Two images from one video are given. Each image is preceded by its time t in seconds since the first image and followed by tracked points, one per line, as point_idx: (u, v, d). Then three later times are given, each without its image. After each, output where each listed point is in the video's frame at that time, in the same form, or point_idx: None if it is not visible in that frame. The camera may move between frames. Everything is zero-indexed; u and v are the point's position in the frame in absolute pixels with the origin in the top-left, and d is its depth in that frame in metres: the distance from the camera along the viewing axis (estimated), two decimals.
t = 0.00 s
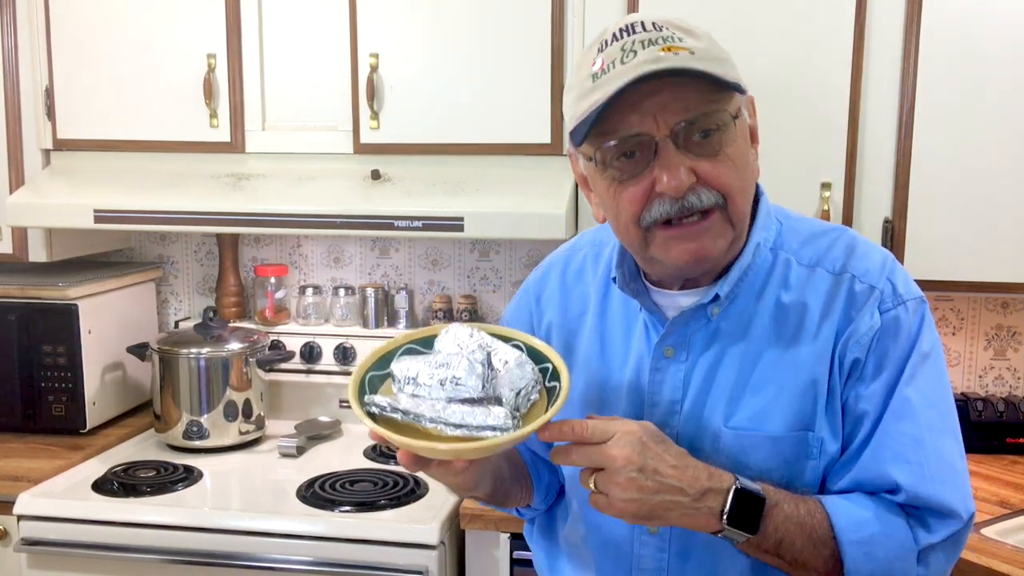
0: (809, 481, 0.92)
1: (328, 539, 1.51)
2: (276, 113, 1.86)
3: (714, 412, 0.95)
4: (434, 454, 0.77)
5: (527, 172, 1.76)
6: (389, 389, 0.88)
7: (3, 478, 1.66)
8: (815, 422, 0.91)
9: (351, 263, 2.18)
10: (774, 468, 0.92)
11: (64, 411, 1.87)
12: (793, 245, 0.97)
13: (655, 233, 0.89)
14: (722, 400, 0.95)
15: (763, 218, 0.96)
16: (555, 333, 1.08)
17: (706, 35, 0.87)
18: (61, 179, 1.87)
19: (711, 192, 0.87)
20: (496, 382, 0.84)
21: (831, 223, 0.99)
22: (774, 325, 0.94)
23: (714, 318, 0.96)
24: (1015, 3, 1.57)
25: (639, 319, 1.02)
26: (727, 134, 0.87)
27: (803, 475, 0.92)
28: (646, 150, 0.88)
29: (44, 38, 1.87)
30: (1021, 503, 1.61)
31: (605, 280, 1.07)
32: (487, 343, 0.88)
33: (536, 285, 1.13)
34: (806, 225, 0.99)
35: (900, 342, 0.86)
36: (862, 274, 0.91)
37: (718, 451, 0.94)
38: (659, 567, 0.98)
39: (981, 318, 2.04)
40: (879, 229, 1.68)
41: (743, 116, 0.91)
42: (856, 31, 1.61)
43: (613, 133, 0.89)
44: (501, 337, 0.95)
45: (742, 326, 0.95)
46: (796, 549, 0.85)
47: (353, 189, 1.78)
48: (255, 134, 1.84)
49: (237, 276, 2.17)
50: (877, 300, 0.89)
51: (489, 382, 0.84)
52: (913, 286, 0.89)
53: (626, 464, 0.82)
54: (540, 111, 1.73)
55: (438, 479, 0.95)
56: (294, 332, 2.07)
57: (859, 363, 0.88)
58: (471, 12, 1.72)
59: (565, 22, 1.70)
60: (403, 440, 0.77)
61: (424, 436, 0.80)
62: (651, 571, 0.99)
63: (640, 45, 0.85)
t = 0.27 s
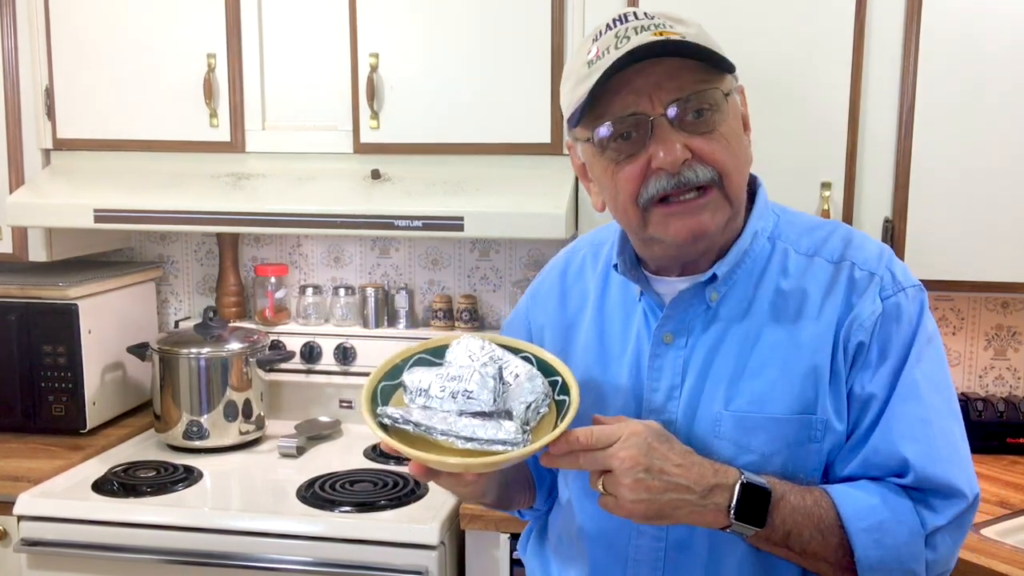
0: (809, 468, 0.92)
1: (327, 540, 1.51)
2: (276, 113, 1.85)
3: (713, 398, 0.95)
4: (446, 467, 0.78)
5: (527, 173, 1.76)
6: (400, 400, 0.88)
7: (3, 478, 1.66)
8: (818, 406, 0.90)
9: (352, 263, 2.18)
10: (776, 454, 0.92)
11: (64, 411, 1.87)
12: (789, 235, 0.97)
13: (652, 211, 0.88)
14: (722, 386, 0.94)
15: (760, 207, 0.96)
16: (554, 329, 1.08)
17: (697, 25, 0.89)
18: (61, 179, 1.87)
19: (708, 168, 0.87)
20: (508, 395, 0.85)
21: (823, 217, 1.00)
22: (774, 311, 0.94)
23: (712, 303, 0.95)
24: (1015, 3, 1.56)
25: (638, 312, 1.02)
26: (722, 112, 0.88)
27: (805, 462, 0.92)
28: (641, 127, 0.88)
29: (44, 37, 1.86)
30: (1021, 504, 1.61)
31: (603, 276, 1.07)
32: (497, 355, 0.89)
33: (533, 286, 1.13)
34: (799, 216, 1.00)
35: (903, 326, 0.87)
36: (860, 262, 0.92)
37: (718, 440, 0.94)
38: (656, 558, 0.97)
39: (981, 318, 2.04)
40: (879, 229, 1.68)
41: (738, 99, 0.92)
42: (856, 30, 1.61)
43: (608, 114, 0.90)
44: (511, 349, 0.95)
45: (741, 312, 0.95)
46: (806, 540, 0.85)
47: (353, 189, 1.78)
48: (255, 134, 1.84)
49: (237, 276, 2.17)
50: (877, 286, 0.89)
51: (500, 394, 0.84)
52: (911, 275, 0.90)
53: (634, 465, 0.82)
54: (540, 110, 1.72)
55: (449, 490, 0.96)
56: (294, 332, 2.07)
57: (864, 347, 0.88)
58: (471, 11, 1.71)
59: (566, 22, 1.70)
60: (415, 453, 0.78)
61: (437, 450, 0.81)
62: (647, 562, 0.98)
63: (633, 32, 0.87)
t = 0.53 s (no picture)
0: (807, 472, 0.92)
1: (327, 540, 1.51)
2: (276, 113, 1.85)
3: (712, 404, 0.95)
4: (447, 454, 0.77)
5: (528, 173, 1.76)
6: (400, 389, 0.88)
7: (3, 478, 1.66)
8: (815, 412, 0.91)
9: (351, 263, 2.18)
10: (773, 459, 0.92)
11: (64, 411, 1.87)
12: (787, 239, 0.97)
13: (662, 220, 0.88)
14: (721, 392, 0.95)
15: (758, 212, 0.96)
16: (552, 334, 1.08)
17: (703, 30, 0.89)
18: (61, 179, 1.87)
19: (718, 177, 0.87)
20: (509, 385, 0.84)
21: (822, 221, 1.00)
22: (772, 317, 0.94)
23: (711, 310, 0.95)
24: (1015, 3, 1.56)
25: (636, 317, 1.02)
26: (731, 120, 0.88)
27: (802, 466, 0.92)
28: (653, 135, 0.88)
29: (44, 37, 1.86)
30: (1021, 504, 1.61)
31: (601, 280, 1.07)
32: (498, 347, 0.88)
33: (529, 290, 1.13)
34: (798, 221, 1.00)
35: (899, 331, 0.87)
36: (857, 267, 0.92)
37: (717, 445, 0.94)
38: (657, 563, 0.97)
39: (981, 318, 2.04)
40: (879, 229, 1.68)
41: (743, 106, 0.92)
42: (856, 31, 1.61)
43: (619, 120, 0.89)
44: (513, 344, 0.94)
45: (739, 317, 0.95)
46: (802, 540, 0.85)
47: (353, 189, 1.78)
48: (255, 133, 1.84)
49: (237, 276, 2.17)
50: (873, 292, 0.89)
51: (503, 385, 0.84)
52: (908, 280, 0.90)
53: (630, 458, 0.82)
54: (540, 110, 1.72)
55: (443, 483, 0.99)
56: (294, 332, 2.07)
57: (858, 352, 0.89)
58: (471, 11, 1.71)
59: (566, 22, 1.70)
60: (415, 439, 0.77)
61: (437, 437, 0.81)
62: (649, 567, 0.98)
63: (639, 38, 0.87)
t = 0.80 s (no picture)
0: (811, 485, 0.92)
1: (327, 539, 1.51)
2: (276, 113, 1.85)
3: (718, 418, 0.94)
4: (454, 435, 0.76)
5: (528, 172, 1.76)
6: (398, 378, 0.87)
7: (3, 478, 1.66)
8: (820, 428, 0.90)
9: (351, 263, 2.18)
10: (778, 472, 0.92)
11: (64, 411, 1.87)
12: (794, 250, 0.96)
13: (658, 256, 0.87)
14: (727, 406, 0.94)
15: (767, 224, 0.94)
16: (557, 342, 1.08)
17: (713, 52, 0.84)
18: (62, 179, 1.87)
19: (717, 218, 0.84)
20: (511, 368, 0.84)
21: (829, 227, 0.99)
22: (778, 330, 0.93)
23: (718, 324, 0.94)
24: (1015, 3, 1.57)
25: (643, 326, 1.01)
26: (734, 157, 0.85)
27: (806, 479, 0.92)
28: (651, 173, 0.85)
29: (44, 37, 1.86)
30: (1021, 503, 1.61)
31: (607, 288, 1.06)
32: (498, 332, 0.88)
33: (533, 294, 1.11)
34: (806, 229, 0.99)
35: (901, 347, 0.86)
36: (863, 280, 0.91)
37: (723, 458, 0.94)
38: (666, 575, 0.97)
39: (981, 318, 2.04)
40: (879, 229, 1.68)
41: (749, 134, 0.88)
42: (856, 31, 1.61)
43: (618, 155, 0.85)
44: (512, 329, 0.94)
45: (744, 331, 0.94)
46: (797, 549, 0.85)
47: (353, 189, 1.78)
48: (255, 133, 1.84)
49: (237, 276, 2.17)
50: (877, 305, 0.89)
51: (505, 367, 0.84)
52: (912, 291, 0.89)
53: (639, 454, 0.81)
54: (540, 110, 1.73)
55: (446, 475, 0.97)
56: (294, 332, 2.07)
57: (859, 367, 0.88)
58: (471, 11, 1.72)
59: (565, 22, 1.70)
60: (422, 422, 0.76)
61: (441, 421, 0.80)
62: None
63: (645, 66, 0.81)
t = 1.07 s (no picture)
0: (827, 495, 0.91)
1: (327, 539, 1.51)
2: (276, 113, 1.85)
3: (732, 427, 0.93)
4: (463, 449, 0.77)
5: (528, 173, 1.76)
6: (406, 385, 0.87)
7: (3, 478, 1.66)
8: (835, 438, 0.89)
9: (352, 263, 2.18)
10: (794, 482, 0.91)
11: (64, 411, 1.87)
12: (807, 255, 0.95)
13: (674, 264, 0.86)
14: (740, 414, 0.93)
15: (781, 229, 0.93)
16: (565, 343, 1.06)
17: (733, 58, 0.85)
18: (62, 180, 1.87)
19: (735, 228, 0.84)
20: (519, 376, 0.84)
21: (841, 231, 0.97)
22: (792, 338, 0.92)
23: (731, 331, 0.93)
24: (1015, 3, 1.57)
25: (653, 328, 1.00)
26: (752, 168, 0.84)
27: (822, 489, 0.91)
28: (668, 184, 0.85)
29: (44, 37, 1.86)
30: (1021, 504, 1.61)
31: (615, 289, 1.05)
32: (504, 338, 0.89)
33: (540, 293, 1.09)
34: (818, 232, 0.97)
35: (924, 357, 0.85)
36: (881, 287, 0.90)
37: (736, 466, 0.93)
38: None
39: (981, 318, 2.04)
40: (879, 229, 1.68)
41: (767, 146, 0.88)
42: (856, 31, 1.61)
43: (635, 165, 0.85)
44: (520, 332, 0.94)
45: (758, 338, 0.93)
46: None
47: (353, 189, 1.78)
48: (255, 134, 1.84)
49: (237, 276, 2.17)
50: (896, 314, 0.87)
51: (513, 375, 0.84)
52: (930, 299, 0.89)
53: (732, 509, 0.74)
54: (540, 110, 1.73)
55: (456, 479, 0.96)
56: (294, 332, 2.07)
57: (880, 378, 0.87)
58: (471, 11, 1.72)
59: (565, 22, 1.70)
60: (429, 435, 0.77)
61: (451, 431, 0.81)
62: None
63: (665, 74, 0.83)
